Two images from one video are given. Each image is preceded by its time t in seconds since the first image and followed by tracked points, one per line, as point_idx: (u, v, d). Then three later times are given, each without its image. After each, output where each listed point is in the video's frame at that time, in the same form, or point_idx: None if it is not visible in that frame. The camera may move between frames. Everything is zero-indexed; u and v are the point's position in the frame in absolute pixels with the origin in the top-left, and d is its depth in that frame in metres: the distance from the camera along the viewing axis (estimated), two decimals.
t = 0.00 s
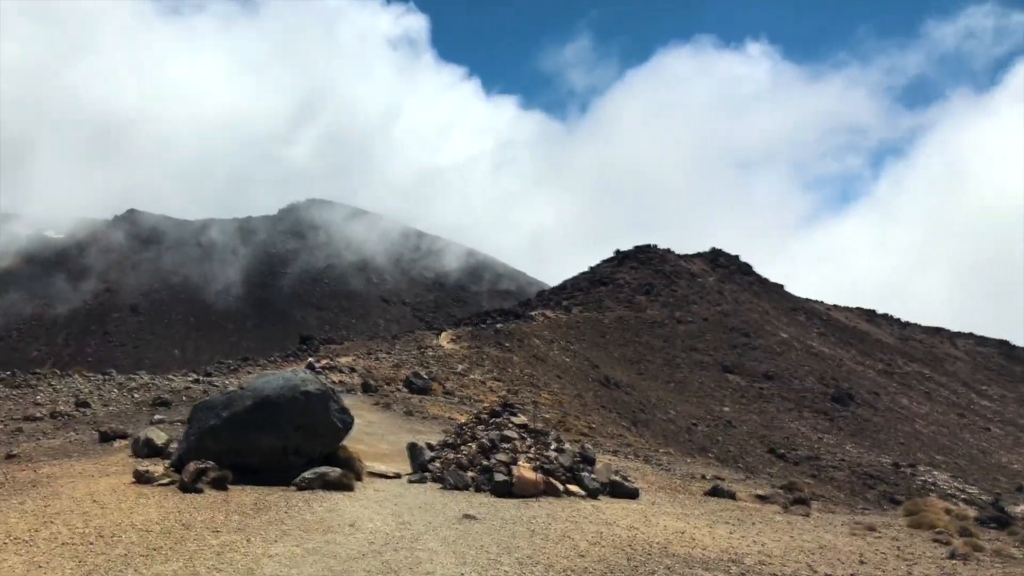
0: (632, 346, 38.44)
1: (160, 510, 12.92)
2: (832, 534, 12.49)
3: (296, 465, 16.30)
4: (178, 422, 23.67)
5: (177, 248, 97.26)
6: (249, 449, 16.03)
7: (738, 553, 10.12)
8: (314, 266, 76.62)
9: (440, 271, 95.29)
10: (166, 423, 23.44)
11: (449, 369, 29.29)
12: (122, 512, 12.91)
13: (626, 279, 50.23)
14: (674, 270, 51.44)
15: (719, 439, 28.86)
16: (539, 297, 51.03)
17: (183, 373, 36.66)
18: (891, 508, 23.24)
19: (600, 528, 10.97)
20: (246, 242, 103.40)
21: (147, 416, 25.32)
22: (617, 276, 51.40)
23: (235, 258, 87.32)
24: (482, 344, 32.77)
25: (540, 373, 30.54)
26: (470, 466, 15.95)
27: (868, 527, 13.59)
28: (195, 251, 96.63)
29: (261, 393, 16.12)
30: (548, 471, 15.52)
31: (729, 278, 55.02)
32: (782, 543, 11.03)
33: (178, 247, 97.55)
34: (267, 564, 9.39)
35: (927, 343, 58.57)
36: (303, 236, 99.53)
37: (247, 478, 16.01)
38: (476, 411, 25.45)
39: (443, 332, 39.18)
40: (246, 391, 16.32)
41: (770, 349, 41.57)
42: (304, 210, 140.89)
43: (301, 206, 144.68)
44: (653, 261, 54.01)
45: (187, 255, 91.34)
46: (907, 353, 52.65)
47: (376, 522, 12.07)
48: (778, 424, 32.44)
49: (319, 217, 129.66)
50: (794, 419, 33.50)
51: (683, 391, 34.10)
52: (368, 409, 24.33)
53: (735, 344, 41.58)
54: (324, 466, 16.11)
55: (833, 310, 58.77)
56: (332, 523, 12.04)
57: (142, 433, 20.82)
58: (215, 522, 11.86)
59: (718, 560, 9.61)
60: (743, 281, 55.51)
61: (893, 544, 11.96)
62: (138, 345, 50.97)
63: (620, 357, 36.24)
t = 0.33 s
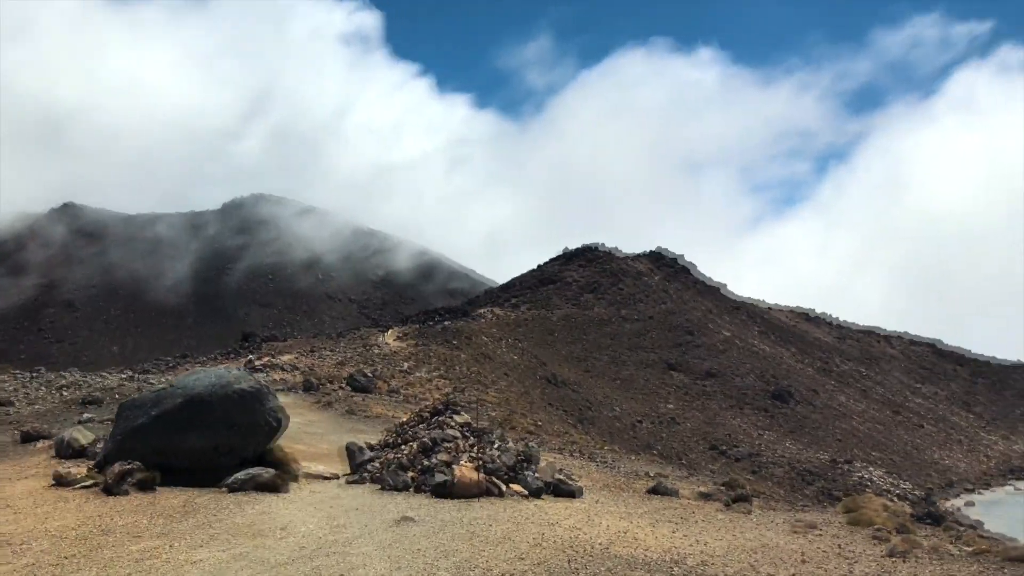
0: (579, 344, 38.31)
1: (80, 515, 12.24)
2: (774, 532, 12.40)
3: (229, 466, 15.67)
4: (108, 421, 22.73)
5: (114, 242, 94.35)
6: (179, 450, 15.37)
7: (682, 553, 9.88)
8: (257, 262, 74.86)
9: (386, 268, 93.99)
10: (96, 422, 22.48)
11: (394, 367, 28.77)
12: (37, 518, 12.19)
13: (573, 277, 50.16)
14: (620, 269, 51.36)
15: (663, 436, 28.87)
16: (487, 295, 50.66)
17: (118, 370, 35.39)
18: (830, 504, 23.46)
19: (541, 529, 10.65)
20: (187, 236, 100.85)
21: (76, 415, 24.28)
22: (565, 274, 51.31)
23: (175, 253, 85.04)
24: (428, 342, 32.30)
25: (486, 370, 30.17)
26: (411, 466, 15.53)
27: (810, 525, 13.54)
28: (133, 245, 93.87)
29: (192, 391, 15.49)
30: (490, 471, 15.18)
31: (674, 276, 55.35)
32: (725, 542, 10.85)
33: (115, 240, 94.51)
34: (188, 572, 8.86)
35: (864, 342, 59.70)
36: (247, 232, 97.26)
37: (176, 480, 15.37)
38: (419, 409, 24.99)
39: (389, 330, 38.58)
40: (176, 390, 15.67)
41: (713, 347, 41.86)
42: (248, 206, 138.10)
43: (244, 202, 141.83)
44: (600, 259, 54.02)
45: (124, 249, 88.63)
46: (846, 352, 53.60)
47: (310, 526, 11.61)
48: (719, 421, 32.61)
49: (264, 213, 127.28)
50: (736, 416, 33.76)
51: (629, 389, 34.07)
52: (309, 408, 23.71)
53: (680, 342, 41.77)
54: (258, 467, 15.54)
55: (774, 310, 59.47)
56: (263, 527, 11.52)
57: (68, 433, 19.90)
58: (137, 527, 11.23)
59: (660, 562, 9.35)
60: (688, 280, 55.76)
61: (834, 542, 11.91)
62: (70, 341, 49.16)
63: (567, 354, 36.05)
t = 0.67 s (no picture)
0: (521, 344, 37.93)
1: None
2: (712, 531, 12.16)
3: (148, 468, 14.83)
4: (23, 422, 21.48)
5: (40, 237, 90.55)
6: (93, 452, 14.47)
7: (621, 556, 9.49)
8: (192, 258, 72.69)
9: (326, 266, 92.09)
10: (10, 424, 21.25)
11: (332, 366, 28.00)
12: None
13: (515, 276, 49.77)
14: (563, 268, 50.97)
15: (603, 434, 28.67)
16: (428, 293, 49.94)
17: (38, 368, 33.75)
18: (765, 501, 23.54)
19: (474, 531, 10.17)
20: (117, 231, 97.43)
21: None
22: (507, 273, 50.89)
23: (104, 247, 82.07)
24: (367, 341, 31.59)
25: (426, 369, 29.58)
26: (343, 468, 14.92)
27: (746, 523, 13.36)
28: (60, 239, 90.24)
29: (107, 390, 14.65)
30: (425, 472, 14.64)
31: (616, 276, 55.42)
32: (663, 543, 10.53)
33: (41, 233, 90.74)
34: None
35: (799, 344, 60.66)
36: (182, 227, 94.44)
37: (90, 485, 14.47)
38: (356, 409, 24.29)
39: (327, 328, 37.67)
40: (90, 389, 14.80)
41: (653, 347, 41.91)
42: (183, 202, 134.30)
43: (180, 198, 137.98)
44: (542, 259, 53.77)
45: (51, 243, 85.13)
46: (782, 352, 54.35)
47: (229, 532, 10.96)
48: (658, 420, 32.58)
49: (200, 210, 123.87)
50: (674, 415, 33.79)
51: (570, 388, 33.80)
52: (242, 408, 22.85)
53: (621, 341, 41.73)
54: (179, 470, 14.74)
55: (712, 310, 59.96)
56: (179, 535, 10.81)
57: None
58: (39, 536, 10.42)
59: (598, 564, 8.98)
60: (629, 281, 55.77)
61: (772, 541, 11.72)
62: None
63: (509, 354, 35.67)
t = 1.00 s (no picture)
0: (467, 342, 37.57)
1: None
2: (657, 532, 12.04)
3: (76, 467, 14.14)
4: None
5: None
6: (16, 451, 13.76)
7: (563, 559, 9.25)
8: (128, 251, 70.26)
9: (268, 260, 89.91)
10: None
11: (273, 363, 27.26)
12: None
13: (461, 274, 49.31)
14: (509, 266, 50.58)
15: (548, 432, 28.50)
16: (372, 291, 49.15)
17: None
18: (708, 499, 23.61)
19: (414, 533, 9.85)
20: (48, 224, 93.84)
21: None
22: (453, 271, 50.40)
23: (34, 240, 78.92)
24: (310, 338, 30.90)
25: (371, 367, 29.03)
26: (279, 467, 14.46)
27: (691, 522, 13.28)
28: None
29: (33, 386, 13.90)
30: (364, 471, 14.23)
31: (563, 275, 55.34)
32: (608, 544, 10.38)
33: None
34: None
35: (741, 343, 61.34)
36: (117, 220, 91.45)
37: (12, 484, 13.77)
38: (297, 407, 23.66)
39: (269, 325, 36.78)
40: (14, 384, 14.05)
41: (598, 345, 41.86)
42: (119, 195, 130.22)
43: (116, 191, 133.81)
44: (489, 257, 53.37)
45: None
46: (725, 351, 54.90)
47: (158, 535, 10.47)
48: (603, 418, 32.52)
49: (136, 203, 120.13)
50: (619, 413, 33.78)
51: (515, 386, 33.58)
52: (179, 406, 22.09)
53: (567, 339, 41.60)
54: (108, 469, 14.07)
55: (656, 308, 60.27)
56: (103, 538, 10.25)
57: None
58: None
59: (540, 568, 8.73)
60: (575, 279, 55.64)
61: (717, 541, 11.64)
62: None
63: (454, 352, 35.29)
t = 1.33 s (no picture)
0: (412, 339, 37.14)
1: None
2: (603, 530, 11.89)
3: None
4: None
5: None
6: None
7: (507, 561, 9.02)
8: (63, 244, 68.08)
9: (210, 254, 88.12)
10: None
11: (214, 360, 26.51)
12: None
13: (407, 270, 48.79)
14: (455, 263, 50.25)
15: (493, 428, 28.24)
16: (317, 287, 48.31)
17: None
18: (652, 494, 23.62)
19: (352, 535, 9.50)
20: None
21: None
22: (398, 267, 49.83)
23: None
24: (252, 335, 30.17)
25: (314, 364, 28.43)
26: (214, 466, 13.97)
27: (637, 521, 13.17)
28: None
29: None
30: (303, 470, 13.82)
31: (509, 271, 55.15)
32: (553, 544, 10.18)
33: None
34: None
35: (684, 339, 61.93)
36: (51, 213, 88.50)
37: None
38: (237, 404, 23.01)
39: (210, 321, 35.83)
40: None
41: (544, 341, 41.76)
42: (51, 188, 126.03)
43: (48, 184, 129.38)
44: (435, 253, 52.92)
45: None
46: (668, 347, 55.37)
47: (83, 538, 9.94)
48: (548, 415, 32.41)
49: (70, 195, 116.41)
50: (564, 410, 33.71)
51: (461, 382, 33.25)
52: (115, 404, 21.31)
53: (513, 336, 41.43)
54: (34, 468, 13.39)
55: (602, 304, 60.49)
56: (24, 543, 9.69)
57: None
58: None
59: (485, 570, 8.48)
60: (521, 276, 55.49)
61: (664, 540, 11.53)
62: None
63: (399, 349, 34.83)
